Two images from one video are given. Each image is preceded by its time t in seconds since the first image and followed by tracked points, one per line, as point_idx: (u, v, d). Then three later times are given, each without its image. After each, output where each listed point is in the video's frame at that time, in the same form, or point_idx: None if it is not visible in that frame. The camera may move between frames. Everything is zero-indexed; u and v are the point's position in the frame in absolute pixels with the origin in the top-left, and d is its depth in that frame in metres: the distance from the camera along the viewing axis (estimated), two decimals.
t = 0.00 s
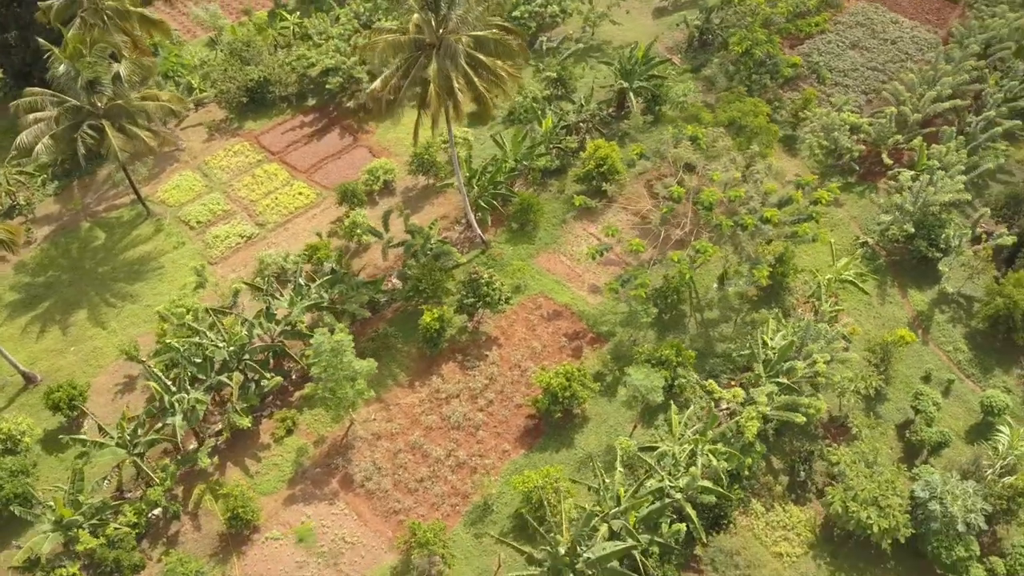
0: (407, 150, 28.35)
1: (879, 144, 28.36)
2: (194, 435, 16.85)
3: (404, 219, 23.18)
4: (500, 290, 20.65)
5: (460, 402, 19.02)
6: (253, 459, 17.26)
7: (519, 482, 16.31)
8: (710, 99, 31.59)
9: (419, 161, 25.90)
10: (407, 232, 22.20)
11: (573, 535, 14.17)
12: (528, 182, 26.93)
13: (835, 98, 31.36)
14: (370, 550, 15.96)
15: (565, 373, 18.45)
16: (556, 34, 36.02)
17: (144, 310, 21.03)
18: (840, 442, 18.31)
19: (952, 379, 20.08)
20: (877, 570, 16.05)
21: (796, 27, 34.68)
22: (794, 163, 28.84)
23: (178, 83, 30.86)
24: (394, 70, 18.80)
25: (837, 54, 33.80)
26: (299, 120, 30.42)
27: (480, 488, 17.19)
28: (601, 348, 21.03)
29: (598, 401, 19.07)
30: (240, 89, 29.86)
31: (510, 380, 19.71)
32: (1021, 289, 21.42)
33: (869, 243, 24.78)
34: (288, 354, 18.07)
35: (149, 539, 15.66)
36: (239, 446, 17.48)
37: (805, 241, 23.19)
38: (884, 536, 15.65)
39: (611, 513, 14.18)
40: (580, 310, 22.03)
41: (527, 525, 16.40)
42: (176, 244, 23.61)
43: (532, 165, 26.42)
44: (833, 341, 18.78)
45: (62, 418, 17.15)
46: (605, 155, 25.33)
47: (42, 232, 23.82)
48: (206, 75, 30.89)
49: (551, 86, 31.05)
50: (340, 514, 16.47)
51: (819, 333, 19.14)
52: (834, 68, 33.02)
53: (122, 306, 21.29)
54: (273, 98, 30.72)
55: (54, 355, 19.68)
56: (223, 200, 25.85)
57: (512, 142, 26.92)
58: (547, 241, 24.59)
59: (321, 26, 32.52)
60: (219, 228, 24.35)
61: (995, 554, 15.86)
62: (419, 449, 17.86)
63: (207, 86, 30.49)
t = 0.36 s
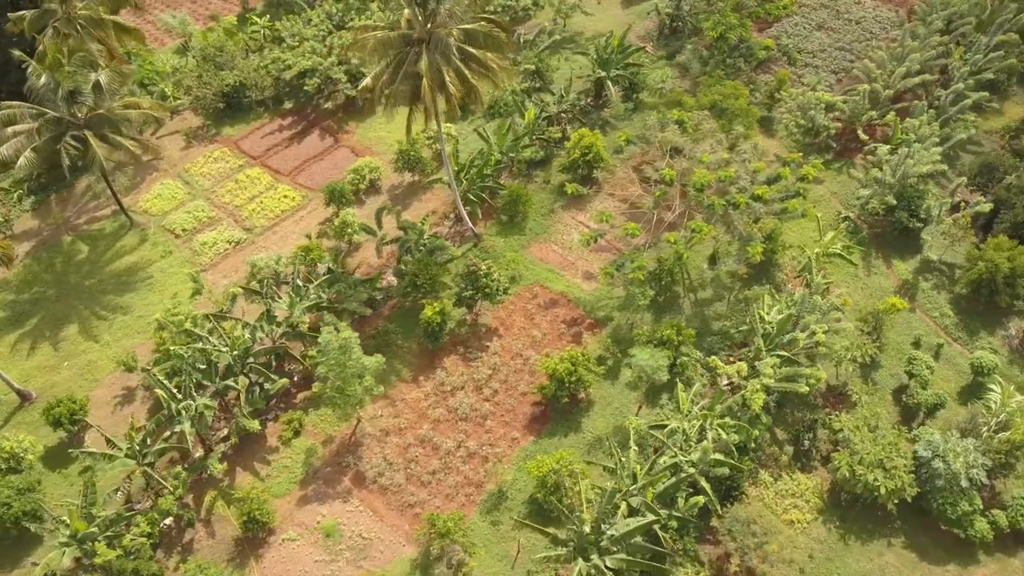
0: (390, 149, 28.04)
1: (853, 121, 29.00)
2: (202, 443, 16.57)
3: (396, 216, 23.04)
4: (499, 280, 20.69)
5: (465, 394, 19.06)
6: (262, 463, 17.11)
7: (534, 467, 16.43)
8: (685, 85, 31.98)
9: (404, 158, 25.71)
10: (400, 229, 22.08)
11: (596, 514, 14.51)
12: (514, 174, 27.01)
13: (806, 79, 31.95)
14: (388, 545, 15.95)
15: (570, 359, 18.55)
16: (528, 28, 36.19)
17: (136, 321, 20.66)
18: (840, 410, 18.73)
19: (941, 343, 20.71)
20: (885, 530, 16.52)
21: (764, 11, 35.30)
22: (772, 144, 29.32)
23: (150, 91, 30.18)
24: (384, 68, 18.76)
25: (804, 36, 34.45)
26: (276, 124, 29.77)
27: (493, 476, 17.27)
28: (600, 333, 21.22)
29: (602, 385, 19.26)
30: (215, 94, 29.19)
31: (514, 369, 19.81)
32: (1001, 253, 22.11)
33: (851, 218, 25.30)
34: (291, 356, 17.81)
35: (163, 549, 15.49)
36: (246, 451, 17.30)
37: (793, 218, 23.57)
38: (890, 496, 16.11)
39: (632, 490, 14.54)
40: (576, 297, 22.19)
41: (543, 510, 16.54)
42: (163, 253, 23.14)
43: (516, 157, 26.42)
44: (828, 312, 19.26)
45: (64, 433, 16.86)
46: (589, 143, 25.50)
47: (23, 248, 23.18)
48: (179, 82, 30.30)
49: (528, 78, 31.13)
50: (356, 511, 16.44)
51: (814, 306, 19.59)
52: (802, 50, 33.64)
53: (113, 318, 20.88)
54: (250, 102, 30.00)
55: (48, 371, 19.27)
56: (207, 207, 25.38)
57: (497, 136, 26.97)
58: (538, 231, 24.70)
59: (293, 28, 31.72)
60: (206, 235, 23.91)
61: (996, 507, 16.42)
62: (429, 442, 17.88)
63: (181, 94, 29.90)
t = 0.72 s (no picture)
0: (374, 147, 27.88)
1: (828, 100, 29.60)
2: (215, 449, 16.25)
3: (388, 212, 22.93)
4: (497, 270, 20.76)
5: (472, 385, 19.13)
6: (273, 465, 16.99)
7: (548, 451, 16.57)
8: (661, 72, 32.28)
9: (390, 155, 25.54)
10: (394, 225, 22.01)
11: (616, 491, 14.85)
12: (500, 166, 27.06)
13: (779, 61, 32.47)
14: (408, 538, 15.97)
15: (574, 343, 18.70)
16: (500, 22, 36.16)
17: (131, 332, 20.29)
18: (838, 378, 19.17)
19: (929, 309, 21.34)
20: (891, 490, 17.01)
21: None
22: (751, 125, 29.74)
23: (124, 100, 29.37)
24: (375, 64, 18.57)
25: (772, 19, 35.01)
26: (256, 128, 29.23)
27: (506, 463, 17.37)
28: (599, 318, 21.41)
29: (605, 368, 19.46)
30: (192, 100, 28.57)
31: (517, 358, 19.92)
32: (981, 219, 22.79)
33: (833, 193, 25.83)
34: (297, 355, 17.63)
35: (180, 557, 15.35)
36: (256, 454, 17.15)
37: (781, 194, 23.98)
38: (894, 457, 16.60)
39: (650, 466, 14.94)
40: (572, 284, 22.35)
41: (559, 493, 16.70)
42: (152, 262, 22.69)
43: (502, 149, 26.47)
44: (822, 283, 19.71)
45: (68, 447, 16.58)
46: (575, 132, 25.72)
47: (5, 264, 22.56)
48: (153, 90, 29.27)
49: (506, 70, 31.19)
50: (373, 507, 16.45)
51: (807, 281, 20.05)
52: (772, 33, 34.17)
53: (107, 330, 20.47)
54: (227, 107, 29.38)
55: (44, 387, 18.88)
56: (193, 214, 24.87)
57: (481, 129, 27.01)
58: (528, 221, 24.81)
59: (267, 31, 31.05)
60: (195, 242, 23.49)
61: (994, 461, 17.00)
62: (439, 433, 17.92)
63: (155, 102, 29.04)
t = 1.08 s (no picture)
0: (358, 146, 27.76)
1: (803, 80, 30.17)
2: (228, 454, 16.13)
3: (380, 209, 22.89)
4: (495, 261, 20.82)
5: (477, 375, 19.22)
6: (285, 466, 16.90)
7: (561, 433, 16.75)
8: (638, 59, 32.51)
9: (376, 152, 25.42)
10: (388, 221, 21.96)
11: (634, 467, 15.01)
12: (485, 159, 27.11)
13: (752, 44, 32.94)
14: (427, 529, 16.02)
15: (578, 328, 18.88)
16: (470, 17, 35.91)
17: (127, 343, 19.93)
18: (834, 348, 19.64)
19: (914, 277, 21.97)
20: (893, 452, 17.51)
21: None
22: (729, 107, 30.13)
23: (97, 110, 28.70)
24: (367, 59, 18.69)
25: (740, 3, 35.32)
26: (235, 133, 28.79)
27: (518, 449, 17.50)
28: (596, 303, 21.62)
29: (608, 351, 19.69)
30: (169, 107, 28.07)
31: (520, 346, 20.05)
32: (960, 187, 23.51)
33: (814, 169, 26.24)
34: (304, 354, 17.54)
35: (199, 563, 15.24)
36: (267, 456, 17.04)
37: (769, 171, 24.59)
38: (896, 419, 17.11)
39: (665, 441, 15.13)
40: (568, 271, 22.52)
41: (573, 475, 16.88)
42: (142, 272, 22.27)
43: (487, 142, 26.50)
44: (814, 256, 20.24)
45: (74, 461, 16.34)
46: (560, 121, 25.94)
47: None
48: (127, 99, 28.69)
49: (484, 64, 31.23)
50: (389, 500, 16.46)
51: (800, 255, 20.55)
52: (741, 17, 34.53)
53: (101, 342, 20.08)
54: (205, 113, 28.88)
55: (42, 403, 18.51)
56: (179, 221, 24.47)
57: (466, 123, 27.02)
58: (518, 212, 24.92)
59: (241, 35, 30.49)
60: (184, 249, 23.11)
61: (990, 417, 17.59)
62: (449, 424, 17.98)
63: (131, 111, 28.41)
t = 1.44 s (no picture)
0: (342, 145, 27.59)
1: (778, 60, 30.65)
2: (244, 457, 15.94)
3: (373, 206, 22.81)
4: (493, 251, 20.87)
5: (483, 364, 19.31)
6: (298, 465, 16.83)
7: (574, 415, 16.95)
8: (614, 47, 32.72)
9: (363, 149, 25.27)
10: (382, 218, 21.90)
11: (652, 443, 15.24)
12: (471, 152, 27.14)
13: (725, 28, 33.35)
14: (447, 518, 16.08)
15: (582, 312, 19.09)
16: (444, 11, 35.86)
17: (125, 353, 19.61)
18: (829, 318, 20.13)
19: (900, 246, 22.60)
20: (894, 414, 18.01)
21: None
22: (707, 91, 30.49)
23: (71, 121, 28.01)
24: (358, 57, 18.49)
25: None
26: (216, 137, 28.31)
27: (530, 434, 17.65)
28: (594, 288, 21.83)
29: (610, 333, 19.92)
30: (147, 114, 27.49)
31: (523, 333, 20.20)
32: (938, 156, 24.22)
33: (795, 147, 26.76)
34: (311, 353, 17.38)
35: (221, 567, 15.15)
36: (280, 457, 16.95)
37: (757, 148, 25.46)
38: (896, 382, 17.63)
39: (681, 415, 15.42)
40: (563, 258, 22.69)
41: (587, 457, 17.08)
42: (133, 281, 21.89)
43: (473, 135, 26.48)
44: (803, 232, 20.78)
45: (84, 473, 16.09)
46: (545, 111, 26.12)
47: None
48: (101, 108, 28.04)
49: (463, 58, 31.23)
50: (407, 493, 16.49)
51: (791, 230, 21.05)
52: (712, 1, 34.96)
53: (97, 354, 19.72)
54: (183, 119, 28.38)
55: (43, 419, 18.17)
56: (166, 229, 24.07)
57: (450, 117, 26.99)
58: (509, 202, 25.01)
59: (215, 39, 29.94)
60: (175, 257, 22.76)
61: (983, 374, 18.21)
62: (460, 414, 18.05)
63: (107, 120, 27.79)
